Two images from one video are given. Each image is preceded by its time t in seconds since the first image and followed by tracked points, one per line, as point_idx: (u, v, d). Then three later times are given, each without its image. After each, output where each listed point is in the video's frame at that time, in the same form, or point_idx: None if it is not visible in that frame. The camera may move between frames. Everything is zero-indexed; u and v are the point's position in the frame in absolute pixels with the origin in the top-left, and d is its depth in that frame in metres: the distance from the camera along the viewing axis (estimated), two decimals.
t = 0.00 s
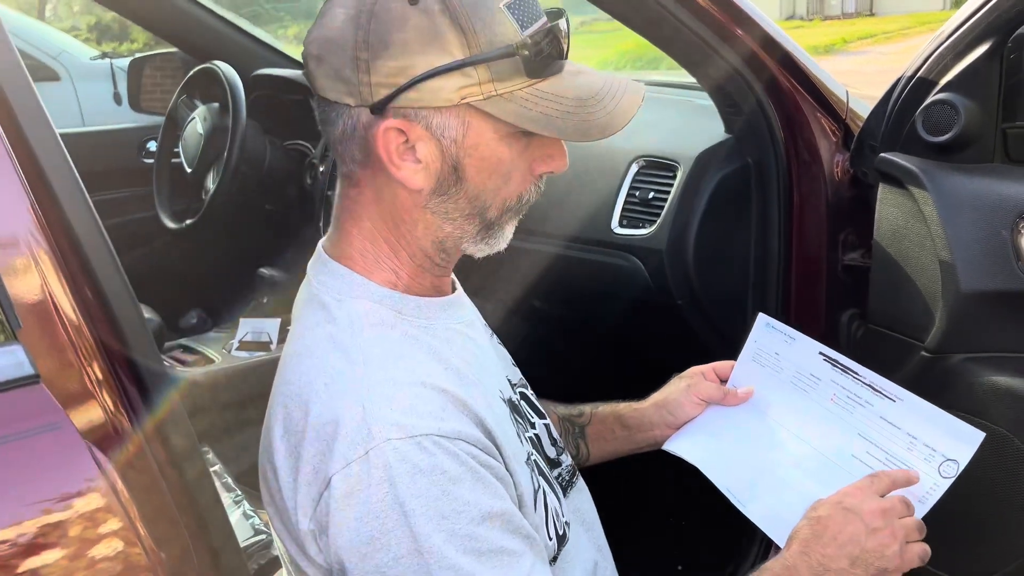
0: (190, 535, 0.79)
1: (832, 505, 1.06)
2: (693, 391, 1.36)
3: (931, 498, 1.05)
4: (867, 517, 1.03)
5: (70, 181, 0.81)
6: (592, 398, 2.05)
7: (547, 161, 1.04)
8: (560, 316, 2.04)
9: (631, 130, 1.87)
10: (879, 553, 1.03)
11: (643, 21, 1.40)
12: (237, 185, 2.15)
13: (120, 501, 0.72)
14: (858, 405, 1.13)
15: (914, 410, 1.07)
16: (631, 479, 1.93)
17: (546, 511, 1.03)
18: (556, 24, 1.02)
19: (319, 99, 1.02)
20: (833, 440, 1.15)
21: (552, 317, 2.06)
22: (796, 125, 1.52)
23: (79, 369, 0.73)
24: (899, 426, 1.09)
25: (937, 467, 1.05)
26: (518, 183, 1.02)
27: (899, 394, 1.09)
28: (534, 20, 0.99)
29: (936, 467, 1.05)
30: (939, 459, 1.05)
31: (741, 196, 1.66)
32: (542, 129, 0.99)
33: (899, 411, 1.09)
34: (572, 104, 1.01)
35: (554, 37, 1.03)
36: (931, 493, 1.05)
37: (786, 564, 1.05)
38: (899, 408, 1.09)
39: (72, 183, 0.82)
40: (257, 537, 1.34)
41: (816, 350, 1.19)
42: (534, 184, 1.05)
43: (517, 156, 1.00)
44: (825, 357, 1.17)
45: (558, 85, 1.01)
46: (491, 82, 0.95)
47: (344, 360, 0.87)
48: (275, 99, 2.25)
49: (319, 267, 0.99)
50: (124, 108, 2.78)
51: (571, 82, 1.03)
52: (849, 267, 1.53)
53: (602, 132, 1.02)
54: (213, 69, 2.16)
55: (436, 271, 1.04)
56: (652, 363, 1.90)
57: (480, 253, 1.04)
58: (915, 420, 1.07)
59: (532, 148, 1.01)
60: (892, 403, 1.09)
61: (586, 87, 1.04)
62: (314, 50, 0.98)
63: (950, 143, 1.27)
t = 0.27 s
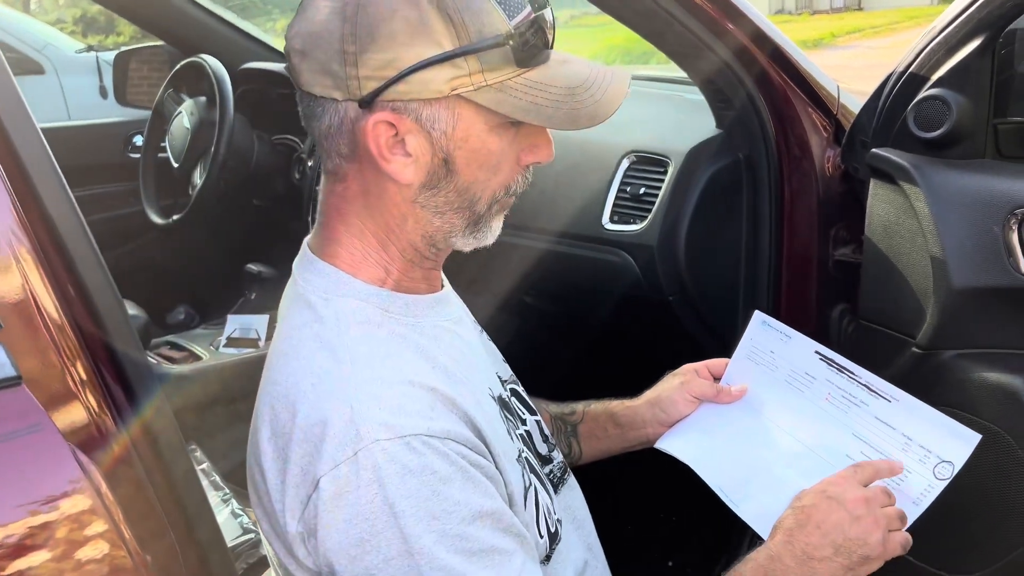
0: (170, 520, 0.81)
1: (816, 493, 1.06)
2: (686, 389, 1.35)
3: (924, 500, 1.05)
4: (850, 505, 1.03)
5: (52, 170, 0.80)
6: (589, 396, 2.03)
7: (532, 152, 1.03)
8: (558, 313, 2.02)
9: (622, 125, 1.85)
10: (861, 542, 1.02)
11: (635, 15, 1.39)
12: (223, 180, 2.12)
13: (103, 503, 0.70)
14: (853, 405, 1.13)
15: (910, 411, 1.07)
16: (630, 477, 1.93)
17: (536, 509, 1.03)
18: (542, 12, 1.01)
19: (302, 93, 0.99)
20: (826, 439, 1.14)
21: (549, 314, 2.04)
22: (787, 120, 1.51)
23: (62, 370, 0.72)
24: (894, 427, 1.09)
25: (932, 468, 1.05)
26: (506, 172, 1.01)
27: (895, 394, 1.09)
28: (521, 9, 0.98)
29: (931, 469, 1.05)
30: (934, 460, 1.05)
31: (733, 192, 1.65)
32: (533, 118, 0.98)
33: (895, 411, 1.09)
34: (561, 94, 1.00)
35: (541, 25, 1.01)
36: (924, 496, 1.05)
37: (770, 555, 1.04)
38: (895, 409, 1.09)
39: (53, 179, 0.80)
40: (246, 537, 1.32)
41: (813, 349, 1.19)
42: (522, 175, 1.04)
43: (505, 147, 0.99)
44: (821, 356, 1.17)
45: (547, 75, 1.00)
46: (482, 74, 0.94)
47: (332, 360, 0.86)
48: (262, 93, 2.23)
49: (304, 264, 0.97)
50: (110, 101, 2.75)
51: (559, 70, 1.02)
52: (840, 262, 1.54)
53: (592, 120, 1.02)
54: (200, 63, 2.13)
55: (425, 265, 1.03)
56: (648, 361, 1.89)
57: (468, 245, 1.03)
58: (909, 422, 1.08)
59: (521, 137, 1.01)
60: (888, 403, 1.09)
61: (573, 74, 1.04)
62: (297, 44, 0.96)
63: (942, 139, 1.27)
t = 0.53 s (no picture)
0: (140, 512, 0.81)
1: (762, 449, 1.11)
2: (674, 382, 1.35)
3: (915, 496, 1.02)
4: (796, 454, 1.08)
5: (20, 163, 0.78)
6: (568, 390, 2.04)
7: (508, 135, 1.02)
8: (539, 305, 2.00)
9: (610, 117, 1.83)
10: (810, 486, 1.06)
11: (621, 5, 1.38)
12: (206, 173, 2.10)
13: (78, 502, 0.68)
14: (845, 399, 1.12)
15: (903, 407, 1.05)
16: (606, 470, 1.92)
17: (519, 504, 1.01)
18: None
19: (269, 87, 0.98)
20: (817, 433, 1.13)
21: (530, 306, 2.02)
22: (775, 112, 1.51)
23: (34, 368, 0.70)
24: (886, 423, 1.07)
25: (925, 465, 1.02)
26: (482, 159, 1.00)
27: (889, 390, 1.07)
28: None
29: (924, 466, 1.03)
30: (927, 456, 1.03)
31: (721, 186, 1.64)
32: (509, 102, 0.96)
33: (887, 407, 1.07)
34: (535, 75, 0.99)
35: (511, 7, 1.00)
36: (915, 493, 1.02)
37: (731, 514, 1.06)
38: (888, 405, 1.07)
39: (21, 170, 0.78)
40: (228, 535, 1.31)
41: (803, 342, 1.17)
42: (497, 162, 1.03)
43: (481, 133, 0.97)
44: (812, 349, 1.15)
45: (520, 57, 0.98)
46: (454, 58, 0.92)
47: (307, 359, 0.84)
48: (245, 85, 2.20)
49: (279, 261, 0.96)
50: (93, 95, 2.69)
51: (532, 52, 1.00)
52: (827, 256, 1.53)
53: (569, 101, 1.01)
54: (182, 54, 2.10)
55: (403, 259, 1.01)
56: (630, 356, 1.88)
57: (446, 236, 1.01)
58: (903, 418, 1.06)
59: (496, 123, 0.99)
60: (881, 399, 1.08)
61: (547, 56, 1.02)
62: (265, 36, 0.94)
63: (930, 132, 1.26)
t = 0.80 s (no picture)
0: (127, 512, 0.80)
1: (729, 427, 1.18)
2: (663, 378, 1.35)
3: (905, 496, 1.00)
4: (758, 429, 1.14)
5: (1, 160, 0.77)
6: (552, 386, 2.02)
7: (494, 133, 1.03)
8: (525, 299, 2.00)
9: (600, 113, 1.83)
10: (774, 459, 1.11)
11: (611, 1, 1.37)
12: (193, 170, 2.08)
13: (63, 503, 0.68)
14: (838, 396, 1.10)
15: (895, 405, 1.03)
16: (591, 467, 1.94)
17: (508, 501, 1.01)
18: None
19: (251, 84, 0.96)
20: (810, 432, 1.13)
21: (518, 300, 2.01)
22: (764, 108, 1.51)
23: (18, 368, 0.69)
24: (879, 421, 1.05)
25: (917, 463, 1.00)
26: (468, 156, 1.00)
27: (881, 387, 1.05)
28: None
29: (916, 465, 1.00)
30: (919, 455, 1.00)
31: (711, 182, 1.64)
32: (497, 99, 0.96)
33: (880, 405, 1.05)
34: (522, 73, 0.99)
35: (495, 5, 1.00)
36: (905, 492, 1.00)
37: (703, 493, 1.12)
38: (880, 402, 1.05)
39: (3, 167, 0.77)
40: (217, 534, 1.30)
41: (797, 340, 1.17)
42: (482, 159, 1.04)
43: (467, 128, 0.98)
44: (805, 346, 1.15)
45: (507, 54, 0.99)
46: (444, 56, 0.91)
47: (290, 363, 0.83)
48: (232, 80, 2.18)
49: (262, 261, 0.95)
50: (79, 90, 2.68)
51: (518, 50, 1.01)
52: (815, 252, 1.52)
53: (555, 96, 1.01)
54: (168, 49, 2.08)
55: (387, 257, 1.01)
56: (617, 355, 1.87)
57: (430, 233, 1.01)
58: (895, 415, 1.03)
59: (482, 118, 1.00)
60: (873, 396, 1.06)
61: (532, 52, 1.03)
62: (246, 33, 0.92)
63: (918, 129, 1.26)
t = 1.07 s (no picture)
0: (126, 509, 0.81)
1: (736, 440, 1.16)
2: (650, 369, 1.36)
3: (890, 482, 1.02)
4: (764, 444, 1.13)
5: None
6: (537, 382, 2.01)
7: (482, 133, 1.02)
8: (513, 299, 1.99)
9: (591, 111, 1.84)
10: (781, 474, 1.10)
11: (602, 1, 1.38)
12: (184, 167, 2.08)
13: (58, 500, 0.68)
14: (821, 383, 1.12)
15: (878, 391, 1.05)
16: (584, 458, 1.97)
17: (500, 500, 1.02)
18: None
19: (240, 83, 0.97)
20: (793, 420, 1.15)
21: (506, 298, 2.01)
22: (755, 107, 1.51)
23: (15, 366, 0.69)
24: (863, 408, 1.07)
25: (900, 449, 1.01)
26: (452, 157, 0.99)
27: (864, 374, 1.07)
28: None
29: (899, 451, 1.02)
30: (902, 441, 1.02)
31: (700, 179, 1.66)
32: (469, 98, 0.95)
33: (863, 392, 1.07)
34: (497, 72, 0.97)
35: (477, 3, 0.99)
36: (890, 478, 1.02)
37: (705, 506, 1.12)
38: (863, 389, 1.07)
39: None
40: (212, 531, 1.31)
41: (780, 328, 1.18)
42: (472, 161, 1.03)
43: (450, 129, 0.97)
44: (788, 335, 1.17)
45: (482, 53, 0.97)
46: (412, 52, 0.91)
47: (287, 361, 0.84)
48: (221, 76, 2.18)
49: (258, 261, 0.96)
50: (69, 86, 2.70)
51: (497, 49, 0.99)
52: (805, 251, 1.53)
53: (534, 97, 0.99)
54: (160, 47, 2.08)
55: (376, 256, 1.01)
56: (608, 351, 1.87)
57: (417, 233, 1.01)
58: (877, 401, 1.05)
59: (466, 121, 0.99)
60: (857, 383, 1.08)
61: (514, 50, 1.01)
62: (229, 31, 0.94)
63: (906, 128, 1.28)
